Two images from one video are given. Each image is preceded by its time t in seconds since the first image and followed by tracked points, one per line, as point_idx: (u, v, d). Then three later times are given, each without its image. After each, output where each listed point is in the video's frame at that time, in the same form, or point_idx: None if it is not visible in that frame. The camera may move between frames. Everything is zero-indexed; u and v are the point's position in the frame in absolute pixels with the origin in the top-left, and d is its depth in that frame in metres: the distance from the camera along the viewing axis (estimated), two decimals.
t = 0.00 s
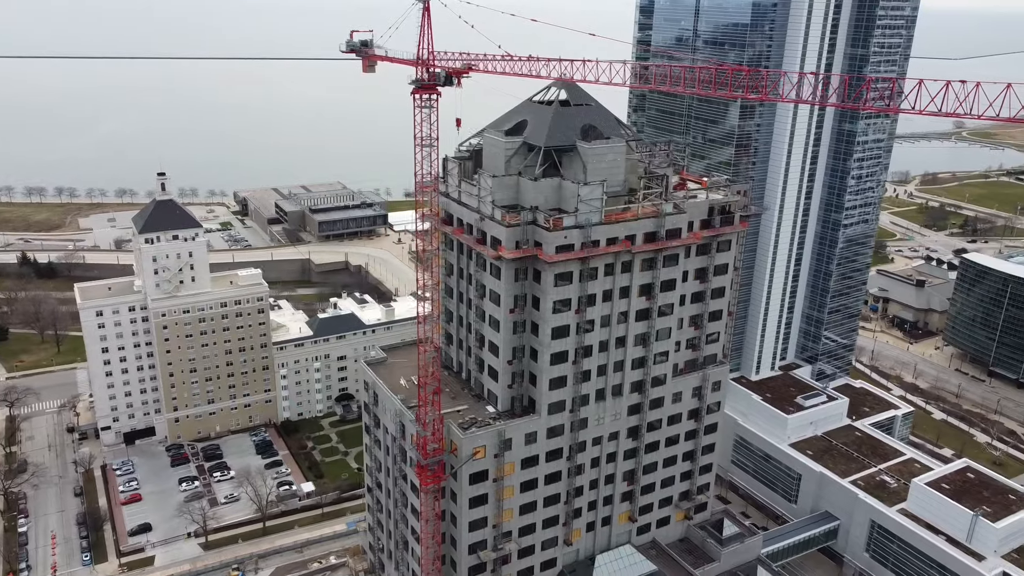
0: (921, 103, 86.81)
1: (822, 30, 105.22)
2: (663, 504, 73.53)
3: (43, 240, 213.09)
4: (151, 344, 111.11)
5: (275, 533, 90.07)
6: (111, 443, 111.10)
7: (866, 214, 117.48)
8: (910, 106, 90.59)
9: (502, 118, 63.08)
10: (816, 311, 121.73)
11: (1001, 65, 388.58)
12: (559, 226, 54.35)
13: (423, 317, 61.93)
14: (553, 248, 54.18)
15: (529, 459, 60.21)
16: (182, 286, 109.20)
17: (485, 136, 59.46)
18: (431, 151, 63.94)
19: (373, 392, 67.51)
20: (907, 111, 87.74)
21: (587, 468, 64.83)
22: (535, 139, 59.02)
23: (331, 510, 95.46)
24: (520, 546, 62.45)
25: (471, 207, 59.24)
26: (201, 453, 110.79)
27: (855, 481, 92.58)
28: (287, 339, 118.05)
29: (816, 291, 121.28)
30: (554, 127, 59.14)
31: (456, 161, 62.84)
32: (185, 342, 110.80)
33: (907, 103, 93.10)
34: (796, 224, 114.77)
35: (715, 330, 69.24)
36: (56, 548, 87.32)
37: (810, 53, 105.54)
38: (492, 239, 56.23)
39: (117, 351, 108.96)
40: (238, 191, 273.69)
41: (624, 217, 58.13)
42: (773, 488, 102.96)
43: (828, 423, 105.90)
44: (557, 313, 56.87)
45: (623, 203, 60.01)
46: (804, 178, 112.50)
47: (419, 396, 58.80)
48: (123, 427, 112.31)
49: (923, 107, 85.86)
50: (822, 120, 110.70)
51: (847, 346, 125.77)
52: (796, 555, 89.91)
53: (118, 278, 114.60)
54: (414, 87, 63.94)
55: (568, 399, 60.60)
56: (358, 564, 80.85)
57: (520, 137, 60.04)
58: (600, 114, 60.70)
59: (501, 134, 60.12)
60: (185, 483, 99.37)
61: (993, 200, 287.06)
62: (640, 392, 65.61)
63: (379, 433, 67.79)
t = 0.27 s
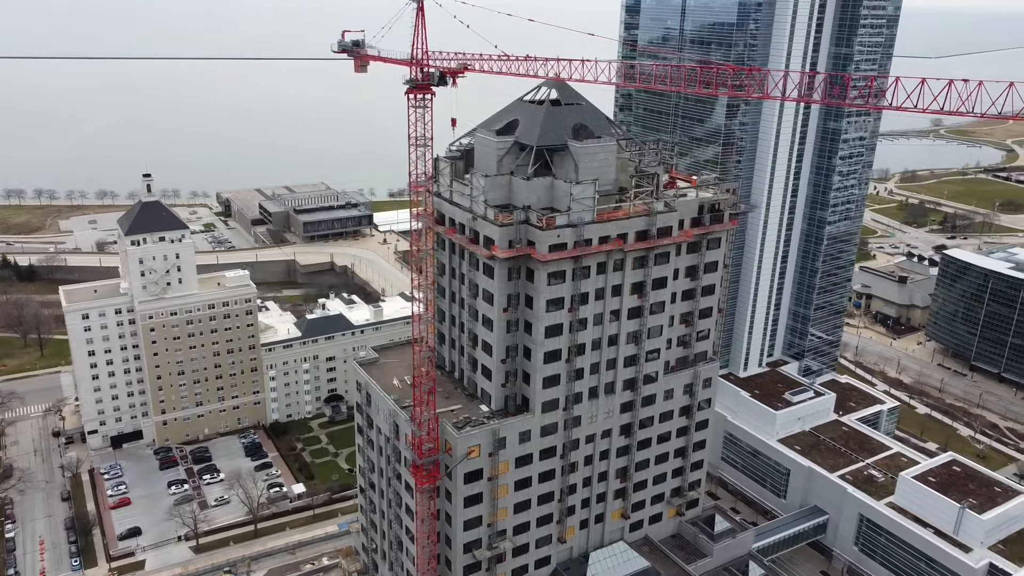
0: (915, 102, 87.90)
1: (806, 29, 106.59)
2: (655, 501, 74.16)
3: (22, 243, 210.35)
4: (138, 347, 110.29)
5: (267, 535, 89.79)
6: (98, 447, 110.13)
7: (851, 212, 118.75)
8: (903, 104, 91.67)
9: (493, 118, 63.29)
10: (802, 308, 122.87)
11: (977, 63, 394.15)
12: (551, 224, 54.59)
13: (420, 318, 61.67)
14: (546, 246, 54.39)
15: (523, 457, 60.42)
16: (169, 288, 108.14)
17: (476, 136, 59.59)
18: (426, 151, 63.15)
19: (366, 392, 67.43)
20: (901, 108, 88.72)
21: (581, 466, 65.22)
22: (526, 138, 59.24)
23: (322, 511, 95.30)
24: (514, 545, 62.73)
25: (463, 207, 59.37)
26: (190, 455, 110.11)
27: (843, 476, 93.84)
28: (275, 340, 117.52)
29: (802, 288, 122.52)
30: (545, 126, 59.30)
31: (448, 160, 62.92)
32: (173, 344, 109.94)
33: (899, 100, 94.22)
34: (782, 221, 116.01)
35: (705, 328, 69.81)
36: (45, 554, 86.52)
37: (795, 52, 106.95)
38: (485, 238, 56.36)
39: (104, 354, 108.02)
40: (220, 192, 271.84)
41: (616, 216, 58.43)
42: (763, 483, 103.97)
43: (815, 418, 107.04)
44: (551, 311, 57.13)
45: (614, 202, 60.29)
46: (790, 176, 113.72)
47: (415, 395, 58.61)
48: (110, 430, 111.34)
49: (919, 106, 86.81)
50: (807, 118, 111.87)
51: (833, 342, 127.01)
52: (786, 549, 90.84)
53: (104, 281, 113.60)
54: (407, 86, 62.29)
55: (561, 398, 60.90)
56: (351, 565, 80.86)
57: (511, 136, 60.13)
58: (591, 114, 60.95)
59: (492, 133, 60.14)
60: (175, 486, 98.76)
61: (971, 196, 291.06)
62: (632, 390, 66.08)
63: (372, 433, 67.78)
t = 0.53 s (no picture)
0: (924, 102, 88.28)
1: (797, 28, 107.28)
2: (651, 498, 74.65)
3: (8, 245, 208.37)
4: (130, 349, 109.65)
5: (262, 536, 89.59)
6: (90, 450, 109.41)
7: (841, 210, 119.69)
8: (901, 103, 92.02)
9: (488, 117, 63.39)
10: (793, 305, 123.76)
11: (960, 63, 398.12)
12: (549, 224, 54.80)
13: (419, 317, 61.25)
14: (543, 246, 54.55)
15: (521, 456, 60.59)
16: (160, 290, 107.53)
17: (472, 136, 59.69)
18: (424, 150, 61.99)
19: (362, 393, 67.39)
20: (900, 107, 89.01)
21: (578, 464, 65.50)
22: (522, 137, 59.44)
23: (317, 511, 95.20)
24: (512, 543, 62.90)
25: (460, 207, 59.47)
26: (183, 457, 109.62)
27: (836, 472, 94.72)
28: (268, 341, 117.19)
29: (793, 286, 123.41)
30: (541, 126, 59.50)
31: (443, 160, 63.11)
32: (165, 346, 109.36)
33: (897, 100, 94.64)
34: (773, 220, 116.81)
35: (700, 326, 70.26)
36: (37, 558, 85.96)
37: (786, 50, 107.57)
38: (482, 238, 56.49)
39: (95, 356, 107.36)
40: (207, 192, 270.44)
41: (612, 215, 58.71)
42: (756, 480, 104.73)
43: (807, 415, 107.89)
44: (548, 310, 57.33)
45: (610, 201, 60.56)
46: (781, 174, 114.59)
47: (414, 395, 58.44)
48: (102, 433, 110.59)
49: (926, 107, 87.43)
50: (797, 118, 112.73)
51: (823, 339, 128.07)
52: (779, 545, 91.49)
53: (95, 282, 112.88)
54: (406, 87, 61.21)
55: (559, 396, 61.13)
56: (347, 565, 80.86)
57: (507, 136, 60.27)
58: (586, 113, 61.17)
59: (488, 133, 60.28)
60: (168, 489, 98.32)
61: (955, 194, 293.98)
62: (629, 388, 66.41)
63: (369, 433, 67.77)
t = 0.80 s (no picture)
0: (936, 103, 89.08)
1: (789, 27, 107.89)
2: (648, 496, 75.11)
3: None
4: (123, 351, 109.13)
5: (258, 537, 89.42)
6: (83, 453, 108.74)
7: (832, 208, 120.58)
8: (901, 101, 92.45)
9: (485, 117, 63.45)
10: (785, 303, 124.69)
11: (944, 62, 401.76)
12: (547, 223, 54.99)
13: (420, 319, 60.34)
14: (542, 245, 54.70)
15: (519, 455, 60.81)
16: (153, 291, 106.92)
17: (470, 135, 59.70)
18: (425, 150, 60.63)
19: (360, 393, 67.34)
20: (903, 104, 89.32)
21: (576, 462, 65.80)
22: (520, 137, 59.62)
23: (313, 512, 95.12)
24: (511, 542, 63.10)
25: (457, 207, 59.64)
26: (177, 459, 109.15)
27: (829, 468, 95.53)
28: (261, 342, 116.90)
29: (786, 284, 124.21)
30: (538, 125, 59.68)
31: (440, 160, 63.23)
32: (158, 347, 108.72)
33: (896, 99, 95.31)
34: (765, 218, 117.60)
35: (696, 324, 70.70)
36: (32, 562, 85.50)
37: (778, 47, 107.79)
38: (480, 238, 56.59)
39: (87, 358, 106.72)
40: (196, 193, 269.13)
41: (609, 214, 58.98)
42: (750, 477, 105.38)
43: (800, 412, 108.63)
44: (546, 309, 57.53)
45: (607, 200, 60.79)
46: (773, 173, 115.41)
47: (415, 395, 58.14)
48: (94, 435, 109.92)
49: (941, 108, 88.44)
50: (789, 117, 113.46)
51: (815, 336, 129.09)
52: (773, 542, 92.07)
53: (87, 284, 112.25)
54: (406, 86, 60.43)
55: (557, 395, 61.38)
56: (345, 565, 80.89)
57: (504, 135, 60.38)
58: (582, 112, 61.38)
59: (485, 133, 60.36)
60: (162, 491, 97.95)
61: (940, 192, 296.68)
62: (626, 386, 66.76)
63: (366, 433, 67.73)
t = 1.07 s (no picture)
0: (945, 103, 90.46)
1: (780, 26, 108.37)
2: (644, 493, 75.52)
3: None
4: (115, 353, 108.54)
5: (254, 539, 89.21)
6: (75, 455, 108.05)
7: (823, 206, 121.46)
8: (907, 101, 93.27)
9: (481, 117, 63.58)
10: (777, 301, 125.52)
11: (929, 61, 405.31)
12: (545, 222, 55.13)
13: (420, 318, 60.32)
14: (540, 244, 54.82)
15: (518, 453, 60.99)
16: (145, 293, 106.35)
17: (467, 135, 59.80)
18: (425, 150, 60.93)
19: (358, 393, 67.29)
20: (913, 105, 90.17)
21: (573, 461, 66.10)
22: (517, 137, 59.83)
23: (309, 513, 94.98)
24: (510, 540, 63.28)
25: (455, 206, 59.79)
26: (171, 461, 108.63)
27: (823, 464, 96.30)
28: (255, 343, 116.59)
29: (777, 282, 125.00)
30: (535, 125, 59.88)
31: (437, 160, 63.32)
32: (151, 349, 108.16)
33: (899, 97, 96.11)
34: (758, 217, 118.31)
35: (691, 322, 71.11)
36: (26, 565, 84.96)
37: (770, 46, 108.28)
38: (479, 237, 56.73)
39: (80, 360, 106.09)
40: (184, 193, 267.65)
41: (606, 213, 59.23)
42: (744, 474, 106.00)
43: (793, 408, 109.39)
44: (544, 308, 57.73)
45: (604, 199, 61.05)
46: (765, 171, 116.10)
47: (414, 394, 58.23)
48: (87, 438, 109.22)
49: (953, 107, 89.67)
50: (781, 115, 114.19)
51: (807, 334, 130.02)
52: (768, 538, 92.74)
53: (78, 286, 111.60)
54: (405, 87, 59.92)
55: (555, 394, 61.63)
56: (342, 566, 80.86)
57: (501, 135, 60.50)
58: (578, 111, 61.61)
59: (482, 132, 60.45)
60: (157, 493, 97.54)
61: (926, 190, 299.30)
62: (623, 384, 67.08)
63: (364, 433, 67.67)
